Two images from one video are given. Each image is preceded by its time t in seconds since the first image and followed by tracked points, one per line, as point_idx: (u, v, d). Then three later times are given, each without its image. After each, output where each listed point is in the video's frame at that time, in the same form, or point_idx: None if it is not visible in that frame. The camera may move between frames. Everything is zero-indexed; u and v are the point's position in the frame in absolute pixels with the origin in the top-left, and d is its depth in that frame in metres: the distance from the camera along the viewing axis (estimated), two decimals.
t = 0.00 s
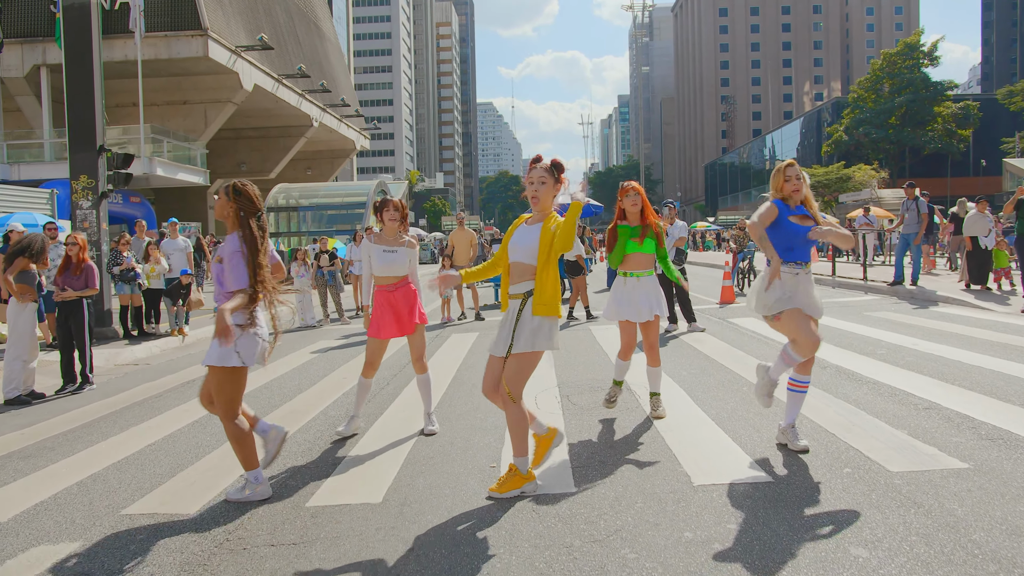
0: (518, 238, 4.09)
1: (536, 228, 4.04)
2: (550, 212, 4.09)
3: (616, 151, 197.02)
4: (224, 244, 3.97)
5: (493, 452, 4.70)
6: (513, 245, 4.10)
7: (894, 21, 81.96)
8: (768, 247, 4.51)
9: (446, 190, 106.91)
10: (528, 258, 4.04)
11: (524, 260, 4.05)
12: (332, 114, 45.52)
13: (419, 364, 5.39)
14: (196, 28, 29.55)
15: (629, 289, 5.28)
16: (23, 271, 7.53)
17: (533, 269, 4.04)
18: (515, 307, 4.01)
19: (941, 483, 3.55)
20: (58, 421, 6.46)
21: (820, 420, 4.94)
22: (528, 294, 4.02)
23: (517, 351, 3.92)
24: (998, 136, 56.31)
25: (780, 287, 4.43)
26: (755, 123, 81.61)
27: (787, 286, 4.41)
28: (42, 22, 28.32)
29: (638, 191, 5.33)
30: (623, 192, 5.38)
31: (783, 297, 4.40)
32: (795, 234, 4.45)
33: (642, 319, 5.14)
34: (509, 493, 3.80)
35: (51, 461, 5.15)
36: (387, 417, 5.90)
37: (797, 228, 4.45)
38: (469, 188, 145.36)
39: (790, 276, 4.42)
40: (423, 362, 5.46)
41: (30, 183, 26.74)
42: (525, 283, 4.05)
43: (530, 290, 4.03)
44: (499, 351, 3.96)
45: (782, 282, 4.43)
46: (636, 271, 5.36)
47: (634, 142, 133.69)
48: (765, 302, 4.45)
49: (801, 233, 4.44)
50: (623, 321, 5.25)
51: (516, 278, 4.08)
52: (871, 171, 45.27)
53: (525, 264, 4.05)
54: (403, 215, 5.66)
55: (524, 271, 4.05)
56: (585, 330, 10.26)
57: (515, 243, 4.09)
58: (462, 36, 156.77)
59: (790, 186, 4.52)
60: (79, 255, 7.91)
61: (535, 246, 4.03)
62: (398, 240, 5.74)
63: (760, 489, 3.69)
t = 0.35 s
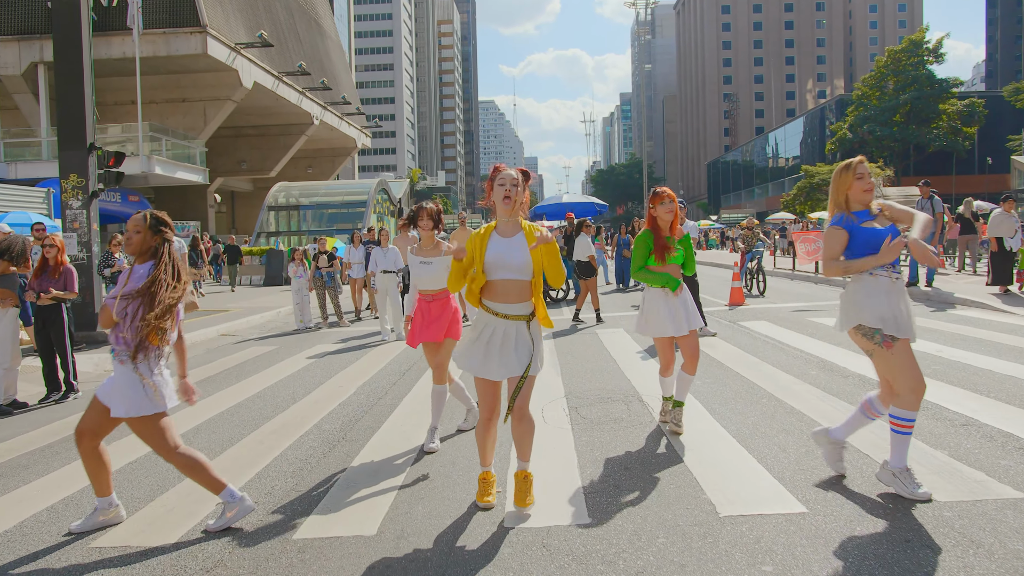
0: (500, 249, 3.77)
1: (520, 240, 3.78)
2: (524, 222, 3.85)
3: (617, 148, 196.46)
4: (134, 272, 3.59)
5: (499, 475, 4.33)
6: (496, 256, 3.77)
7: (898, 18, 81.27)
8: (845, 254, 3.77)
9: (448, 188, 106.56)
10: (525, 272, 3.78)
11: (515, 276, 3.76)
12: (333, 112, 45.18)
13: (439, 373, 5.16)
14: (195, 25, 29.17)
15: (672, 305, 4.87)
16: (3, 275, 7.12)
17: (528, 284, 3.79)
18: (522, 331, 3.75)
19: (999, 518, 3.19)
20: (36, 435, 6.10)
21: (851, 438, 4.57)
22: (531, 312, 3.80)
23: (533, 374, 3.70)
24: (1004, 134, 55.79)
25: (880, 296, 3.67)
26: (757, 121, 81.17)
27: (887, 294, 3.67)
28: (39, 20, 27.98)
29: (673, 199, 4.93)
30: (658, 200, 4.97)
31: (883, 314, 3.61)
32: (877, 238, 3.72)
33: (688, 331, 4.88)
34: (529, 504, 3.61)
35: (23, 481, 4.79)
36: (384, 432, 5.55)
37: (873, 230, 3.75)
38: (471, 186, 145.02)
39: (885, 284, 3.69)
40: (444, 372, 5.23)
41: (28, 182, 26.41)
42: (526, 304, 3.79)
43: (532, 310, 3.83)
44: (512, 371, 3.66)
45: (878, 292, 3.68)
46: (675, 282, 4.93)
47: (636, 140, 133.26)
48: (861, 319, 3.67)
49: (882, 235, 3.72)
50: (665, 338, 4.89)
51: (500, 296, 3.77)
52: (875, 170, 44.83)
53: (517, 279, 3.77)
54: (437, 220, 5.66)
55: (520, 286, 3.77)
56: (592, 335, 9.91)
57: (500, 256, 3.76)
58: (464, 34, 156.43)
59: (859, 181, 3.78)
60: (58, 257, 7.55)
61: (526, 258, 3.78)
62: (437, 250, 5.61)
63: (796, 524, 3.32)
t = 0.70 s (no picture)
0: (526, 258, 3.54)
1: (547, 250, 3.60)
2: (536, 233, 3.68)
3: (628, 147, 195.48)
4: (120, 232, 3.66)
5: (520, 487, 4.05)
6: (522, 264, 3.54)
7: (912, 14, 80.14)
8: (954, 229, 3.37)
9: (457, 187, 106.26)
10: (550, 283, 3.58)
11: (542, 285, 3.55)
12: (343, 110, 45.02)
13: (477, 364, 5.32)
14: (204, 23, 28.99)
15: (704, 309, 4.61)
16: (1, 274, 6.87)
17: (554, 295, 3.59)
18: (552, 343, 3.52)
19: None
20: (33, 439, 5.84)
21: (898, 449, 4.27)
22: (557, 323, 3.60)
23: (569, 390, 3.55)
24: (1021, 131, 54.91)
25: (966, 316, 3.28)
26: (769, 119, 80.46)
27: (979, 309, 3.25)
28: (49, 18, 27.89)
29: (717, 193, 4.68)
30: (700, 193, 4.72)
31: (981, 333, 3.22)
32: (994, 228, 3.29)
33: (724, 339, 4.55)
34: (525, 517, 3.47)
35: (17, 491, 4.53)
36: (397, 437, 5.27)
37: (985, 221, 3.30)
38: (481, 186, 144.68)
39: (981, 290, 3.27)
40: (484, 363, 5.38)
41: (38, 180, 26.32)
42: (552, 313, 3.57)
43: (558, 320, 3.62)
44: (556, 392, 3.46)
45: (970, 302, 3.29)
46: (710, 284, 4.67)
47: (647, 139, 132.53)
48: (945, 339, 3.35)
49: (1002, 227, 3.30)
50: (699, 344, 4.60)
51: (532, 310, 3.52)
52: (890, 167, 44.15)
53: (544, 290, 3.55)
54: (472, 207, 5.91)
55: (546, 297, 3.56)
56: (609, 335, 9.61)
57: (528, 266, 3.53)
58: (473, 33, 156.10)
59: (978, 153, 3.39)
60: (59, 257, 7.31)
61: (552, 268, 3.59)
62: (468, 236, 6.07)
63: (856, 548, 3.00)
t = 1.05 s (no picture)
0: (531, 235, 3.41)
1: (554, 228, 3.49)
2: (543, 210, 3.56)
3: (632, 146, 195.12)
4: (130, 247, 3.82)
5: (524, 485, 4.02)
6: (522, 242, 3.39)
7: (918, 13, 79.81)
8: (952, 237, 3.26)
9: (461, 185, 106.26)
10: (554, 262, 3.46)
11: (546, 261, 3.42)
12: (347, 108, 45.02)
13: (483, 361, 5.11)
14: (209, 20, 28.97)
15: (695, 300, 4.46)
16: None
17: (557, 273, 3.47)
18: (560, 326, 3.42)
19: None
20: (37, 435, 5.84)
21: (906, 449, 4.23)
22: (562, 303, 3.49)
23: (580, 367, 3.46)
24: None
25: (957, 321, 3.15)
26: (774, 118, 80.29)
27: (973, 318, 3.13)
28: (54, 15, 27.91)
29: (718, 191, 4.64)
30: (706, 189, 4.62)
31: (971, 337, 3.08)
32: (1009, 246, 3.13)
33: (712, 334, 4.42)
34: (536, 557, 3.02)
35: (17, 488, 4.51)
36: (400, 435, 5.25)
37: (1011, 227, 3.14)
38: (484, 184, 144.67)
39: (979, 299, 3.14)
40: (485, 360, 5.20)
41: (42, 177, 26.35)
42: (554, 294, 3.44)
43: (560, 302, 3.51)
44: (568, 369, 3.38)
45: (960, 313, 3.17)
46: (709, 280, 4.54)
47: (651, 138, 132.33)
48: (932, 332, 3.19)
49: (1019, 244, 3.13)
50: (680, 335, 4.38)
51: (527, 290, 3.37)
52: (895, 166, 44.01)
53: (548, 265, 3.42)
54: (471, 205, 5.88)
55: (550, 275, 3.43)
56: (612, 334, 9.58)
57: (532, 241, 3.39)
58: (478, 31, 155.96)
59: (993, 165, 3.23)
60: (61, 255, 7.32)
61: (558, 246, 3.47)
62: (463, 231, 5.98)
63: (865, 550, 2.96)
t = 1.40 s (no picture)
0: (513, 226, 3.49)
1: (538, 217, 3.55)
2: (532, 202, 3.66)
3: (632, 149, 195.42)
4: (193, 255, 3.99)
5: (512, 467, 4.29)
6: (506, 235, 3.47)
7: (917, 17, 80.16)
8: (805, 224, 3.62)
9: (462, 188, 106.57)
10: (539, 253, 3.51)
11: (531, 250, 3.48)
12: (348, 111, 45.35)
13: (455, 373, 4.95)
14: (210, 25, 29.28)
15: (637, 301, 4.46)
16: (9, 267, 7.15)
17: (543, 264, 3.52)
18: (537, 322, 3.48)
19: None
20: (51, 426, 6.11)
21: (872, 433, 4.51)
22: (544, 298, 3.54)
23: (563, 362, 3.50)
24: None
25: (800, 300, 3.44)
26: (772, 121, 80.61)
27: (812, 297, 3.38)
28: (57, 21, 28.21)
29: (665, 183, 4.46)
30: (648, 184, 4.51)
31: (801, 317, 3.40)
32: (833, 233, 3.36)
33: (671, 334, 4.31)
34: (520, 524, 3.30)
35: (36, 472, 4.78)
36: (398, 425, 5.53)
37: (831, 213, 3.40)
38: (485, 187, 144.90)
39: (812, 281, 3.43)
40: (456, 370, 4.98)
41: (45, 181, 26.62)
42: (537, 288, 3.51)
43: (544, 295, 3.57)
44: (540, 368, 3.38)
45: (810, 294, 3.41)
46: (660, 278, 4.51)
47: (651, 141, 132.63)
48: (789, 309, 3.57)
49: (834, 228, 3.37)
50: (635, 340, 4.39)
51: (505, 280, 3.47)
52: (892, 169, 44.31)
53: (534, 256, 3.49)
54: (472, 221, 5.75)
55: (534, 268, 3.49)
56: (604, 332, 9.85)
57: (515, 231, 3.48)
58: (479, 34, 156.38)
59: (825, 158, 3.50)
60: (69, 252, 7.58)
61: (543, 236, 3.52)
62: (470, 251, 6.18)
63: (819, 519, 3.24)
